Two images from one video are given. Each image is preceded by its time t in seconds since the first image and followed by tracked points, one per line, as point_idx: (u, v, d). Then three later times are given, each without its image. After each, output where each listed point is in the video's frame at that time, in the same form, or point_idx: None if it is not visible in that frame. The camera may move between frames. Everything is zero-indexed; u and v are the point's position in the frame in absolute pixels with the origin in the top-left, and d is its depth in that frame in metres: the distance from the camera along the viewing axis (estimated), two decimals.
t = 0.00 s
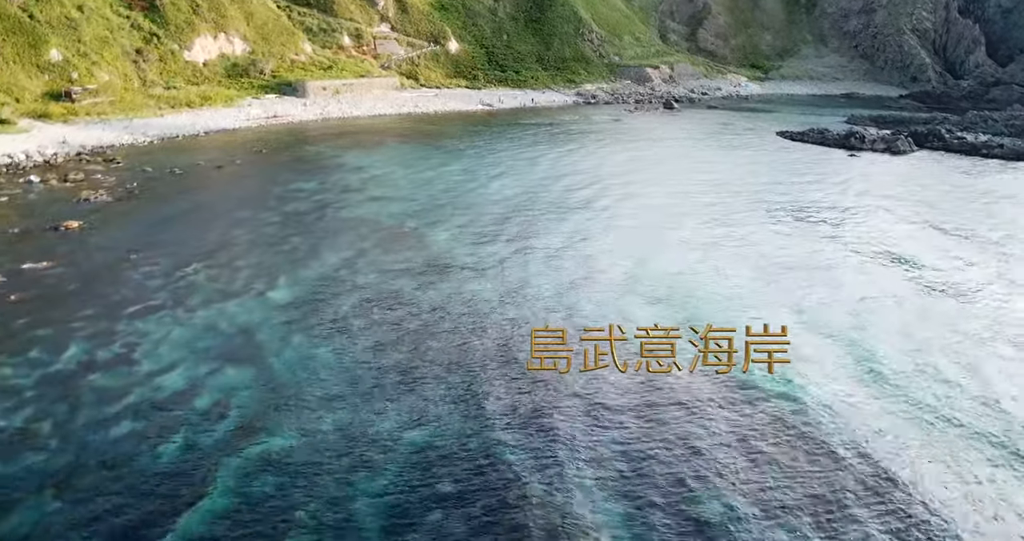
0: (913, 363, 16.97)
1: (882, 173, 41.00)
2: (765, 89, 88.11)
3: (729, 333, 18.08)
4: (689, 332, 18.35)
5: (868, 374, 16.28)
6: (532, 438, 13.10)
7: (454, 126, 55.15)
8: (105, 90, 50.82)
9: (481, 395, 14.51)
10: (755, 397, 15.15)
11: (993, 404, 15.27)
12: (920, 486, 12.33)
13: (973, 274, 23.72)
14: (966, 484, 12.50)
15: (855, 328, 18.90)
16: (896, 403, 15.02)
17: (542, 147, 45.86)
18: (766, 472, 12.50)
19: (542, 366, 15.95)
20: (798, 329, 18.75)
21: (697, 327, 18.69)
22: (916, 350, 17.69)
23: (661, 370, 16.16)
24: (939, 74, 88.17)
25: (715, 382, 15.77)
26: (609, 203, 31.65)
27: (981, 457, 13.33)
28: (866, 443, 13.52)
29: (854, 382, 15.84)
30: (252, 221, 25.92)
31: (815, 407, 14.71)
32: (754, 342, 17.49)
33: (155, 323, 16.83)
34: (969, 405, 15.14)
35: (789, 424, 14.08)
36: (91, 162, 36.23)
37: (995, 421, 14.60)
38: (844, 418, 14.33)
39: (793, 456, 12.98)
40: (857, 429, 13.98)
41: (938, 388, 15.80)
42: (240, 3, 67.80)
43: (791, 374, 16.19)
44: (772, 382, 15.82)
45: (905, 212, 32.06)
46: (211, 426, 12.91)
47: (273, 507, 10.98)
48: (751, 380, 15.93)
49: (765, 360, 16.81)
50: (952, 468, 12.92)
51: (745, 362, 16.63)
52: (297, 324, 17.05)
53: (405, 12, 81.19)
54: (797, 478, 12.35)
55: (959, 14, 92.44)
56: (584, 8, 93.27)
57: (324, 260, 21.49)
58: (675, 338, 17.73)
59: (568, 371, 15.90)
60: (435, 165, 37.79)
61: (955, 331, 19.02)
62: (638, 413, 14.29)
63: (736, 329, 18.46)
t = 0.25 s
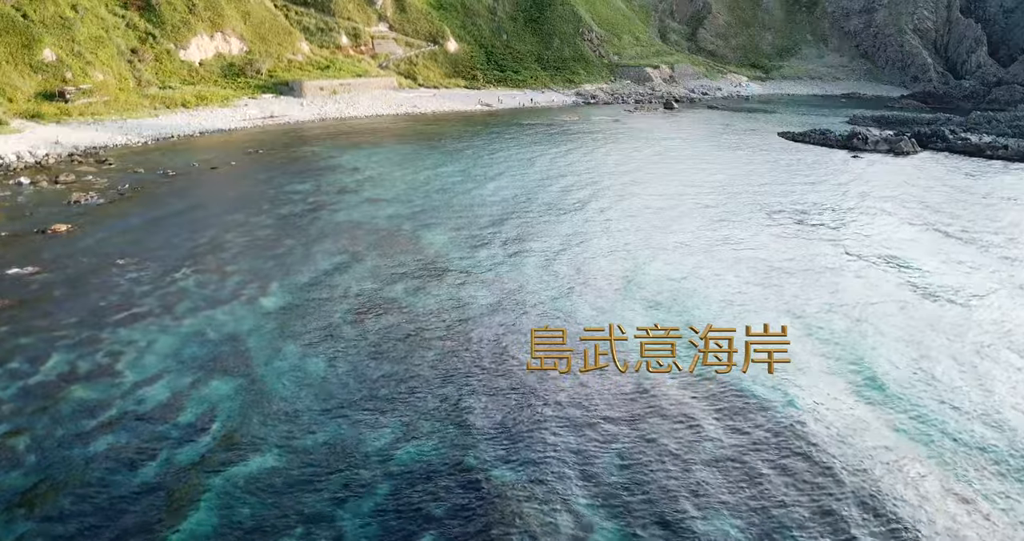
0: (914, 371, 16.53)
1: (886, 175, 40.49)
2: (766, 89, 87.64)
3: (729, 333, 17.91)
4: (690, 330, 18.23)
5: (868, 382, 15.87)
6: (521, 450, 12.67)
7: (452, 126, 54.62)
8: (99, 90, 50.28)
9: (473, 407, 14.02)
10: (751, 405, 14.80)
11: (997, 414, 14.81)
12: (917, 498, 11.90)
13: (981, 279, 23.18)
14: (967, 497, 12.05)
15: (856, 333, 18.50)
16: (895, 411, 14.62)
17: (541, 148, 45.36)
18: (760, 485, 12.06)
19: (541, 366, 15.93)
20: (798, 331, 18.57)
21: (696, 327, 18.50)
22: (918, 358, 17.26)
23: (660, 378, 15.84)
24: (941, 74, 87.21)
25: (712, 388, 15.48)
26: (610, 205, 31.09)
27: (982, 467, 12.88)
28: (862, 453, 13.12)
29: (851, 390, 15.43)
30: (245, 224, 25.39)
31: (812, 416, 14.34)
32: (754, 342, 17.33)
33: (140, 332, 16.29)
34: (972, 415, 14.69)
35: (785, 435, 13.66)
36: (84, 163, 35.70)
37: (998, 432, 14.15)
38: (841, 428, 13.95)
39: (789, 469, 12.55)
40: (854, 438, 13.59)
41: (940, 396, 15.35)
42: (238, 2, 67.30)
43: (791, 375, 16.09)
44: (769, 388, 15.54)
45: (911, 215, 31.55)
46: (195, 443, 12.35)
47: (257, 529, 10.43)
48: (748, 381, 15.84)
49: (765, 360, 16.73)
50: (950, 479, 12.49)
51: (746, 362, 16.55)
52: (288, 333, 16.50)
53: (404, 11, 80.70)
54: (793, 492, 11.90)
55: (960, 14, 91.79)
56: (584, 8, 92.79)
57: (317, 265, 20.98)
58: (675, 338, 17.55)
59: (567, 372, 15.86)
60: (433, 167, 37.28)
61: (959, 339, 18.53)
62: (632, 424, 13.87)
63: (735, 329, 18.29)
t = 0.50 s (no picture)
0: (918, 379, 16.00)
1: (891, 176, 39.91)
2: (767, 89, 87.03)
3: (728, 332, 17.79)
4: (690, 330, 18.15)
5: (870, 390, 15.34)
6: (511, 464, 12.12)
7: (451, 127, 53.98)
8: (93, 90, 49.62)
9: (464, 419, 13.44)
10: (750, 414, 14.29)
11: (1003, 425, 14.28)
12: (922, 515, 11.37)
13: (993, 285, 22.59)
14: (973, 512, 11.51)
15: (857, 335, 18.16)
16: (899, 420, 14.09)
17: (541, 150, 44.76)
18: (762, 502, 11.48)
19: (541, 366, 15.82)
20: (799, 333, 18.29)
21: (696, 327, 18.39)
22: (922, 365, 16.74)
23: (661, 390, 15.14)
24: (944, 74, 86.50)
25: (710, 394, 15.07)
26: (611, 207, 30.52)
27: (988, 480, 12.35)
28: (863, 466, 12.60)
29: (853, 398, 14.91)
30: (237, 228, 24.78)
31: (809, 422, 14.01)
32: (755, 341, 17.19)
33: (125, 343, 15.67)
34: (978, 425, 14.15)
35: (784, 442, 13.25)
36: (75, 164, 35.06)
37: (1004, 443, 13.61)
38: (841, 438, 13.44)
39: (790, 484, 12.00)
40: (855, 450, 13.06)
41: (944, 405, 14.81)
42: (234, 1, 66.65)
43: (791, 375, 15.95)
44: (767, 394, 15.15)
45: (918, 218, 30.97)
46: (177, 463, 11.72)
47: None
48: (746, 382, 15.66)
49: (765, 360, 16.55)
50: (956, 493, 11.95)
51: (745, 362, 16.40)
52: (278, 344, 15.90)
53: (402, 11, 80.05)
54: (794, 510, 11.33)
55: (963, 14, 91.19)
56: (584, 7, 92.13)
57: (310, 272, 20.39)
58: (675, 337, 17.42)
59: (569, 371, 15.77)
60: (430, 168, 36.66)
61: (965, 346, 17.97)
62: (628, 434, 13.33)
63: (735, 329, 18.20)
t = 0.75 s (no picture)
0: (925, 388, 15.53)
1: (896, 178, 39.33)
2: (768, 89, 86.49)
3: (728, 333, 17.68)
4: (690, 330, 18.06)
5: (873, 398, 14.91)
6: (497, 478, 11.70)
7: (450, 127, 53.38)
8: (87, 90, 48.98)
9: (452, 431, 13.00)
10: (749, 423, 13.91)
11: (1012, 438, 13.80)
12: (916, 519, 11.27)
13: (1006, 292, 22.00)
14: (977, 531, 11.08)
15: (855, 335, 18.08)
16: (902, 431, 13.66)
17: (541, 151, 44.20)
18: (754, 519, 11.05)
19: (541, 366, 15.73)
20: (800, 333, 18.17)
21: (696, 327, 18.31)
22: (920, 365, 16.64)
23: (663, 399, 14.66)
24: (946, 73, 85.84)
25: (710, 401, 14.70)
26: (613, 210, 29.97)
27: (995, 496, 11.93)
28: (865, 479, 12.19)
29: (856, 406, 14.49)
30: (230, 233, 24.19)
31: (803, 424, 13.93)
32: (755, 342, 17.07)
33: (109, 354, 15.06)
34: (985, 437, 13.69)
35: (780, 447, 13.10)
36: (67, 166, 34.44)
37: (1013, 456, 13.16)
38: (836, 439, 13.35)
39: (785, 500, 11.57)
40: (850, 451, 12.97)
41: (950, 416, 14.37)
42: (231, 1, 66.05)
43: (792, 376, 15.84)
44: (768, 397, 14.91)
45: (925, 221, 30.41)
46: (160, 487, 11.10)
47: None
48: (743, 382, 15.57)
49: (765, 360, 16.48)
50: (959, 510, 11.53)
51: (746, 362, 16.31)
52: (269, 356, 15.30)
53: (401, 10, 79.43)
54: (787, 526, 10.93)
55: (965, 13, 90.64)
56: (584, 7, 91.53)
57: (304, 278, 19.82)
58: (675, 338, 17.31)
59: (569, 371, 15.70)
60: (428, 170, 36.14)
61: (974, 353, 17.54)
62: (623, 445, 12.90)
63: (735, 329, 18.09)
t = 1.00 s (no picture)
0: (934, 396, 14.98)
1: (903, 179, 38.63)
2: (770, 89, 85.80)
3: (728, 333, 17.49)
4: (691, 329, 17.84)
5: (876, 402, 14.53)
6: (486, 488, 11.31)
7: (449, 128, 52.68)
8: (81, 90, 48.23)
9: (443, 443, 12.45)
10: (751, 431, 13.41)
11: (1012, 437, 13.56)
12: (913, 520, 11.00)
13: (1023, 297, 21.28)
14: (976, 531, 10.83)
15: (854, 335, 17.89)
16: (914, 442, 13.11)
17: (541, 151, 43.52)
18: (754, 535, 10.48)
19: (541, 366, 15.54)
20: (801, 332, 17.98)
21: (698, 326, 18.09)
22: (918, 365, 16.42)
23: (670, 411, 13.99)
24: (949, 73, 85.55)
25: (713, 407, 14.22)
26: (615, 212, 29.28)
27: (1007, 511, 11.38)
28: (874, 493, 11.64)
29: (852, 407, 14.25)
30: (221, 238, 23.47)
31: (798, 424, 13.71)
32: (755, 342, 16.93)
33: (89, 369, 14.35)
34: (998, 449, 13.11)
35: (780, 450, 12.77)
36: (58, 168, 33.74)
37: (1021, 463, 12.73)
38: (831, 440, 13.10)
39: (788, 515, 11.01)
40: (845, 452, 12.73)
41: (960, 425, 13.81)
42: None
43: (792, 376, 15.63)
44: (769, 398, 14.64)
45: (935, 224, 29.73)
46: (136, 517, 10.38)
47: None
48: (744, 384, 15.32)
49: (765, 361, 16.26)
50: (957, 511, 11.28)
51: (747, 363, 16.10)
52: (257, 369, 14.60)
53: (399, 9, 78.68)
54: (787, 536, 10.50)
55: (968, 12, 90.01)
56: (584, 6, 90.80)
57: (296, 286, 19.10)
58: (674, 337, 17.07)
59: (567, 371, 15.48)
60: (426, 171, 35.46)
61: (980, 355, 17.15)
62: (618, 453, 12.45)
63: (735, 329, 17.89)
